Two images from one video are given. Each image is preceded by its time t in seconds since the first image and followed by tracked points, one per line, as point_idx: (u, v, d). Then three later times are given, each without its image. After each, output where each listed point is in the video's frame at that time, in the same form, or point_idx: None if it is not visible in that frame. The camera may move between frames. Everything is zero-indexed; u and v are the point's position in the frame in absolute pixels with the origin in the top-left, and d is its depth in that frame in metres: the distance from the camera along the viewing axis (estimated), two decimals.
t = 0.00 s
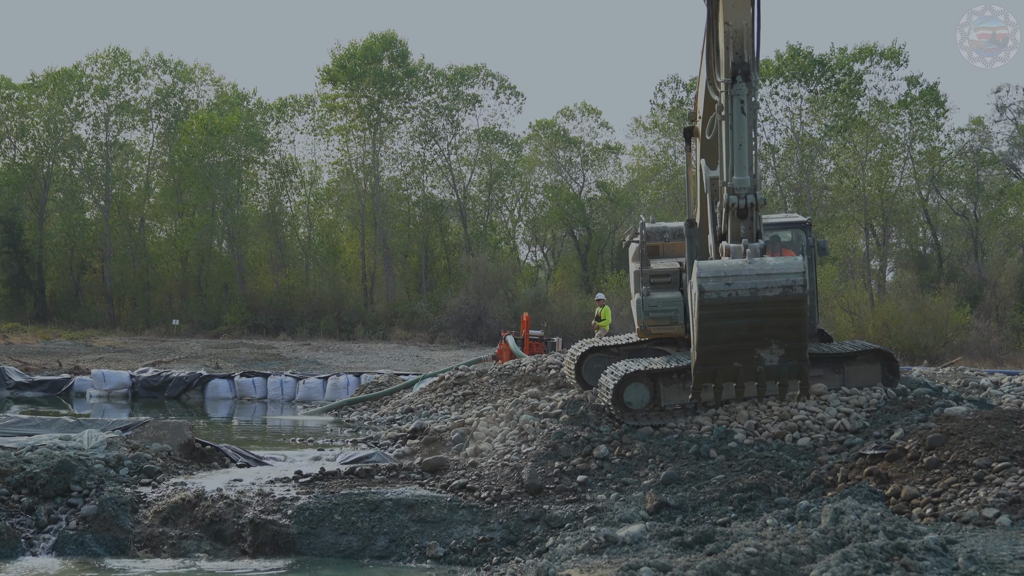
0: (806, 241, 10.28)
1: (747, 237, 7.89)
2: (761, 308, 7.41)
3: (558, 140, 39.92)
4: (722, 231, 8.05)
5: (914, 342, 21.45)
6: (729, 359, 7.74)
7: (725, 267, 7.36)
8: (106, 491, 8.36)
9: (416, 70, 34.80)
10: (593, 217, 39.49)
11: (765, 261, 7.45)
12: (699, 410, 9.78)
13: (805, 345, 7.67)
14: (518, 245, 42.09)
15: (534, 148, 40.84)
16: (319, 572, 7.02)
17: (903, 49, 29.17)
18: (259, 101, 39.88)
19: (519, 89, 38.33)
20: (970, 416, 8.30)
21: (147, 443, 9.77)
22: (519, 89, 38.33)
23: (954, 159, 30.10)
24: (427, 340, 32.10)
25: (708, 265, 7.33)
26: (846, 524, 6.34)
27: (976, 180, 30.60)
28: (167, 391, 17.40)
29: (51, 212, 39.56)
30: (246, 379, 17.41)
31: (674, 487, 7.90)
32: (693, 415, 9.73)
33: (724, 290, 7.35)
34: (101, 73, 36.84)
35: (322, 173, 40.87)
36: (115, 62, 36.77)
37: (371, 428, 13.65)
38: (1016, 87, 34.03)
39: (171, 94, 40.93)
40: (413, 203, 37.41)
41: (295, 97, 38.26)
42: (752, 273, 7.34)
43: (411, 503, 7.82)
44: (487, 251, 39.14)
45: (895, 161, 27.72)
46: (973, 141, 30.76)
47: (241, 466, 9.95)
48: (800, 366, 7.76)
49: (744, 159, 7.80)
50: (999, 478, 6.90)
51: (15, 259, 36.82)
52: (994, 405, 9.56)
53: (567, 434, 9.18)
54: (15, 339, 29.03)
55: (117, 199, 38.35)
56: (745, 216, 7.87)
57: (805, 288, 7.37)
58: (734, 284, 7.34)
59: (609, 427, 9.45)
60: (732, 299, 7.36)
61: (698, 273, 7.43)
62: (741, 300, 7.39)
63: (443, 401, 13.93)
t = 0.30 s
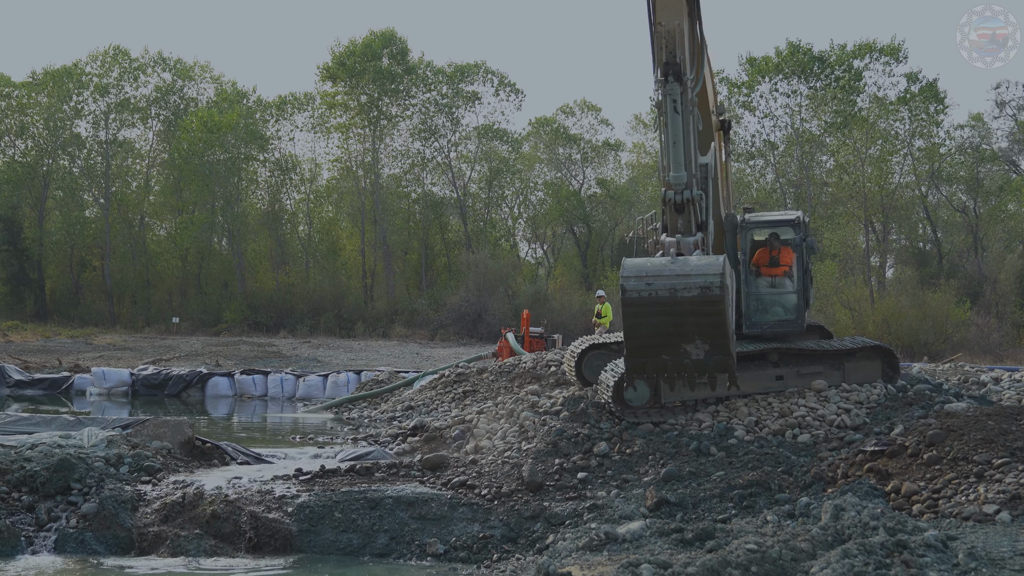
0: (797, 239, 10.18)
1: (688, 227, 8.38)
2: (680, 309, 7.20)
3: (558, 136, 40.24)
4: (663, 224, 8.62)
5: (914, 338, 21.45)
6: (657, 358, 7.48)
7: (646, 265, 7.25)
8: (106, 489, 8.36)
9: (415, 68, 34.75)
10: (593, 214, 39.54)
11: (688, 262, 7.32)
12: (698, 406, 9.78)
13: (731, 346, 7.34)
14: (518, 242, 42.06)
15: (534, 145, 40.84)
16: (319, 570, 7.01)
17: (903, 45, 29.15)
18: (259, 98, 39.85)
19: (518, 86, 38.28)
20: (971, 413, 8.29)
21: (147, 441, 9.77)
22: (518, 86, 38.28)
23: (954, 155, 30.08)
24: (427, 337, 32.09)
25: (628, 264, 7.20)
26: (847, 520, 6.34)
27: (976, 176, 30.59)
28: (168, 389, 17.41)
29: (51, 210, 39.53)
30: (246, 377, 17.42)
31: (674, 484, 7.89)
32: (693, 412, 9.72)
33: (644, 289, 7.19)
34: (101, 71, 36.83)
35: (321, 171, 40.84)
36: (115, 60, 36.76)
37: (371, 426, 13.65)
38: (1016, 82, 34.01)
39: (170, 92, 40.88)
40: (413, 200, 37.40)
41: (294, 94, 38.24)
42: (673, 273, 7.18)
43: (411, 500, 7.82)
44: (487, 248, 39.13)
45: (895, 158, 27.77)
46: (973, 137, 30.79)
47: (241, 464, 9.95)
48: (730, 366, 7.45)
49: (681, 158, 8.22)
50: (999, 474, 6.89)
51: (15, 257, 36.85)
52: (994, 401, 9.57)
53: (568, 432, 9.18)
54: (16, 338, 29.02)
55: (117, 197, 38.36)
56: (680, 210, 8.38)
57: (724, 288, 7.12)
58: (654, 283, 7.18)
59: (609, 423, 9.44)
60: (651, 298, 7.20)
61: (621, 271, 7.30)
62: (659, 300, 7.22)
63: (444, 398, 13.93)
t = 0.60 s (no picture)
0: (785, 239, 10.01)
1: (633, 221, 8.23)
2: (611, 304, 7.24)
3: (557, 133, 40.30)
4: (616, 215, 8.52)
5: (913, 335, 21.45)
6: (596, 343, 7.65)
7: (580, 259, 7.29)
8: (106, 487, 8.36)
9: (415, 65, 34.74)
10: (593, 211, 39.54)
11: (620, 256, 7.31)
12: (698, 404, 9.73)
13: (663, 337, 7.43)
14: (517, 239, 42.04)
15: (533, 143, 40.84)
16: (319, 568, 7.01)
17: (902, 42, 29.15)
18: (259, 95, 39.84)
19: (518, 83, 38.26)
20: (970, 410, 8.29)
21: (147, 439, 9.78)
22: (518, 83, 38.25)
23: (953, 152, 30.08)
24: (426, 334, 32.07)
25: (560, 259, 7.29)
26: (846, 518, 6.34)
27: (976, 174, 30.62)
28: (167, 387, 17.41)
29: (50, 208, 39.49)
30: (246, 374, 17.43)
31: (674, 481, 7.89)
32: (692, 409, 9.68)
33: (575, 283, 7.26)
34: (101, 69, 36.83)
35: (321, 168, 40.83)
36: (115, 58, 36.75)
37: (371, 423, 13.65)
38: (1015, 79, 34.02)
39: (170, 90, 40.84)
40: (413, 197, 37.40)
41: (294, 92, 38.24)
42: (603, 268, 7.19)
43: (411, 498, 7.82)
44: (487, 246, 39.13)
45: (895, 155, 27.81)
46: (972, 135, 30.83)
47: (241, 461, 9.96)
48: (665, 353, 7.59)
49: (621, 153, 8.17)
50: (998, 471, 6.89)
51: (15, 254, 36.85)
52: (993, 399, 9.57)
53: (567, 429, 9.17)
54: (15, 335, 28.98)
55: (116, 194, 38.38)
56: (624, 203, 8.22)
57: (650, 285, 7.10)
58: (584, 278, 7.24)
59: (609, 421, 9.43)
60: (582, 292, 7.25)
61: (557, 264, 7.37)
62: (590, 293, 7.26)
63: (443, 396, 13.94)
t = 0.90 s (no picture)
0: (768, 237, 9.91)
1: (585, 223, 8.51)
2: (550, 304, 7.94)
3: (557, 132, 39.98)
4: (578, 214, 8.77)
5: (913, 333, 21.45)
6: (544, 343, 8.31)
7: (523, 262, 8.04)
8: (106, 484, 8.36)
9: (414, 63, 34.69)
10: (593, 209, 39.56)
11: (560, 259, 8.00)
12: (698, 402, 9.75)
13: (602, 335, 8.09)
14: (517, 237, 42.00)
15: (532, 140, 40.83)
16: (319, 565, 7.01)
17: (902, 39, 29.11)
18: (258, 93, 39.80)
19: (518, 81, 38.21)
20: (969, 406, 8.30)
21: (146, 437, 9.77)
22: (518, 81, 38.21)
23: (953, 149, 30.07)
24: (426, 332, 32.01)
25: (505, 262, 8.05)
26: (846, 515, 6.34)
27: (975, 171, 30.64)
28: (167, 385, 17.40)
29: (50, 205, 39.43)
30: (246, 372, 17.42)
31: (674, 479, 7.89)
32: (692, 407, 9.70)
33: (518, 284, 7.99)
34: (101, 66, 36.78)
35: (321, 166, 40.79)
36: (115, 55, 36.71)
37: (371, 421, 13.64)
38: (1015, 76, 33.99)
39: (170, 87, 40.79)
40: (413, 195, 37.36)
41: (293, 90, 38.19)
42: (542, 271, 7.91)
43: (410, 496, 7.82)
44: (487, 243, 39.10)
45: (894, 153, 27.89)
46: (972, 132, 30.82)
47: (240, 459, 9.95)
48: (609, 353, 8.27)
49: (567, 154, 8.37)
50: (997, 468, 6.90)
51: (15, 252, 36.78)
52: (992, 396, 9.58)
53: (567, 427, 9.16)
54: (15, 333, 28.93)
55: (116, 192, 38.38)
56: (575, 204, 8.49)
57: (583, 286, 7.78)
58: (525, 279, 7.95)
59: (609, 418, 9.42)
60: (524, 292, 7.98)
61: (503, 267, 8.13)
62: (531, 294, 7.97)
63: (443, 393, 13.94)
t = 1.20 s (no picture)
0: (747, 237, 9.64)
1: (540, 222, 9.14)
2: (497, 299, 8.77)
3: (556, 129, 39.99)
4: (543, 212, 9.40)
5: (912, 330, 21.47)
6: (501, 333, 9.15)
7: (473, 260, 8.89)
8: (106, 482, 8.34)
9: (414, 61, 34.65)
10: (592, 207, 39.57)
11: (506, 258, 8.77)
12: (697, 399, 9.76)
13: (544, 329, 8.78)
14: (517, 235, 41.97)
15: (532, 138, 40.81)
16: (319, 563, 7.01)
17: (901, 37, 29.12)
18: (258, 91, 39.80)
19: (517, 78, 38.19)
20: (968, 404, 8.30)
21: (146, 435, 9.77)
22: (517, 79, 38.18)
23: (952, 147, 30.05)
24: (426, 330, 31.99)
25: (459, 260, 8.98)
26: (845, 513, 6.34)
27: (975, 169, 30.62)
28: (166, 383, 17.39)
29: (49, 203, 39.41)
30: (246, 369, 17.42)
31: (673, 477, 7.89)
32: (691, 405, 9.71)
33: (468, 281, 8.87)
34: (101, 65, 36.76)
35: (320, 164, 40.77)
36: (115, 54, 36.72)
37: (370, 419, 13.63)
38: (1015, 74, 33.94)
39: (169, 86, 40.86)
40: (412, 193, 37.24)
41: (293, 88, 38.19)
42: (488, 269, 8.74)
43: (410, 493, 7.82)
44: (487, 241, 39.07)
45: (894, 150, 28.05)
46: (971, 129, 30.77)
47: (240, 457, 9.94)
48: (557, 345, 8.91)
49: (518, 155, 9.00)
50: (996, 466, 6.90)
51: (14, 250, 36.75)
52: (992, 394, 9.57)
53: (567, 425, 9.14)
54: (14, 331, 28.87)
55: (116, 190, 38.40)
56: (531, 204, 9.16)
57: (521, 285, 8.54)
58: (474, 278, 8.82)
59: (609, 416, 9.41)
60: (474, 289, 8.85)
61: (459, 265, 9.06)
62: (481, 291, 8.84)
63: (443, 391, 13.93)
